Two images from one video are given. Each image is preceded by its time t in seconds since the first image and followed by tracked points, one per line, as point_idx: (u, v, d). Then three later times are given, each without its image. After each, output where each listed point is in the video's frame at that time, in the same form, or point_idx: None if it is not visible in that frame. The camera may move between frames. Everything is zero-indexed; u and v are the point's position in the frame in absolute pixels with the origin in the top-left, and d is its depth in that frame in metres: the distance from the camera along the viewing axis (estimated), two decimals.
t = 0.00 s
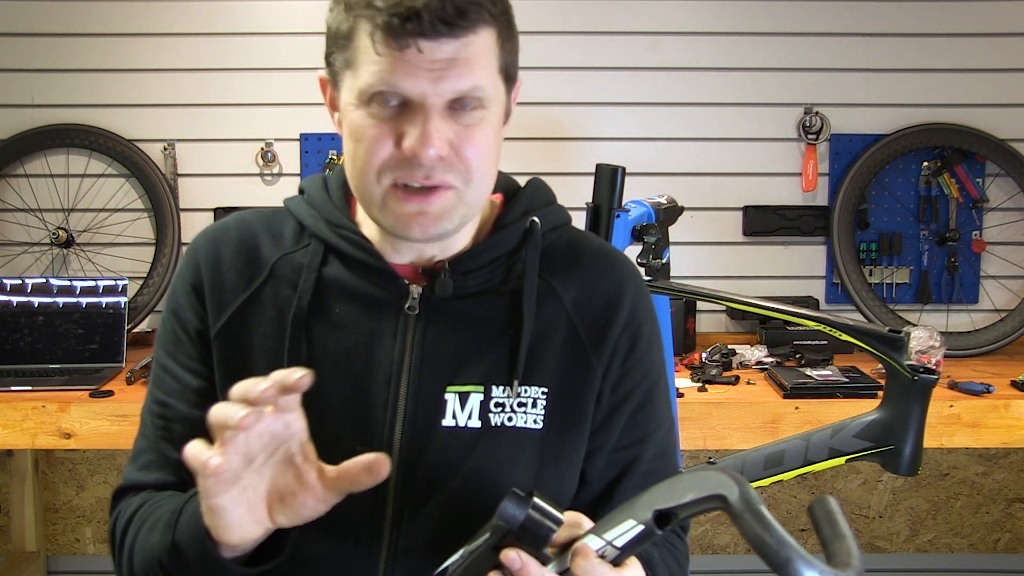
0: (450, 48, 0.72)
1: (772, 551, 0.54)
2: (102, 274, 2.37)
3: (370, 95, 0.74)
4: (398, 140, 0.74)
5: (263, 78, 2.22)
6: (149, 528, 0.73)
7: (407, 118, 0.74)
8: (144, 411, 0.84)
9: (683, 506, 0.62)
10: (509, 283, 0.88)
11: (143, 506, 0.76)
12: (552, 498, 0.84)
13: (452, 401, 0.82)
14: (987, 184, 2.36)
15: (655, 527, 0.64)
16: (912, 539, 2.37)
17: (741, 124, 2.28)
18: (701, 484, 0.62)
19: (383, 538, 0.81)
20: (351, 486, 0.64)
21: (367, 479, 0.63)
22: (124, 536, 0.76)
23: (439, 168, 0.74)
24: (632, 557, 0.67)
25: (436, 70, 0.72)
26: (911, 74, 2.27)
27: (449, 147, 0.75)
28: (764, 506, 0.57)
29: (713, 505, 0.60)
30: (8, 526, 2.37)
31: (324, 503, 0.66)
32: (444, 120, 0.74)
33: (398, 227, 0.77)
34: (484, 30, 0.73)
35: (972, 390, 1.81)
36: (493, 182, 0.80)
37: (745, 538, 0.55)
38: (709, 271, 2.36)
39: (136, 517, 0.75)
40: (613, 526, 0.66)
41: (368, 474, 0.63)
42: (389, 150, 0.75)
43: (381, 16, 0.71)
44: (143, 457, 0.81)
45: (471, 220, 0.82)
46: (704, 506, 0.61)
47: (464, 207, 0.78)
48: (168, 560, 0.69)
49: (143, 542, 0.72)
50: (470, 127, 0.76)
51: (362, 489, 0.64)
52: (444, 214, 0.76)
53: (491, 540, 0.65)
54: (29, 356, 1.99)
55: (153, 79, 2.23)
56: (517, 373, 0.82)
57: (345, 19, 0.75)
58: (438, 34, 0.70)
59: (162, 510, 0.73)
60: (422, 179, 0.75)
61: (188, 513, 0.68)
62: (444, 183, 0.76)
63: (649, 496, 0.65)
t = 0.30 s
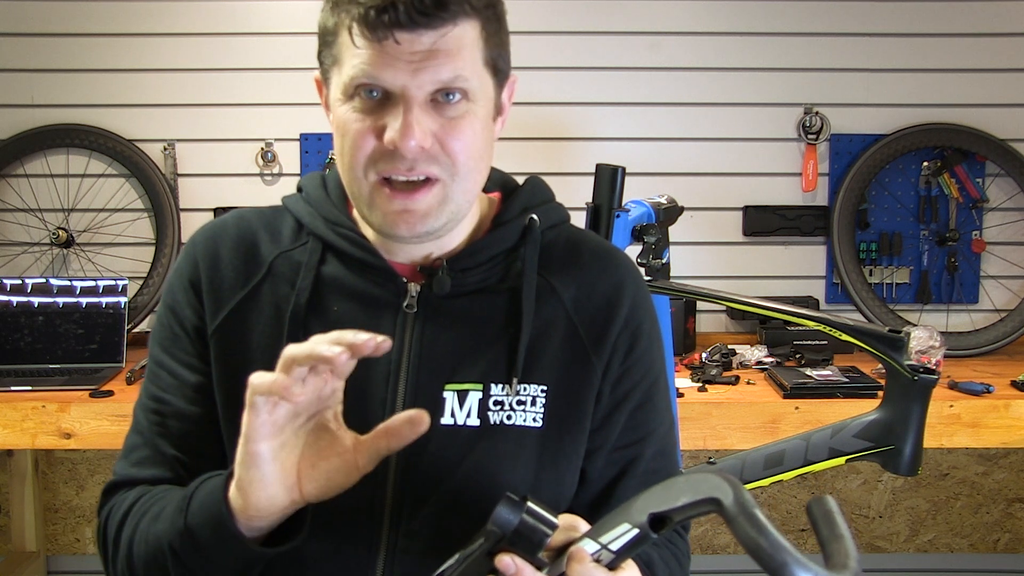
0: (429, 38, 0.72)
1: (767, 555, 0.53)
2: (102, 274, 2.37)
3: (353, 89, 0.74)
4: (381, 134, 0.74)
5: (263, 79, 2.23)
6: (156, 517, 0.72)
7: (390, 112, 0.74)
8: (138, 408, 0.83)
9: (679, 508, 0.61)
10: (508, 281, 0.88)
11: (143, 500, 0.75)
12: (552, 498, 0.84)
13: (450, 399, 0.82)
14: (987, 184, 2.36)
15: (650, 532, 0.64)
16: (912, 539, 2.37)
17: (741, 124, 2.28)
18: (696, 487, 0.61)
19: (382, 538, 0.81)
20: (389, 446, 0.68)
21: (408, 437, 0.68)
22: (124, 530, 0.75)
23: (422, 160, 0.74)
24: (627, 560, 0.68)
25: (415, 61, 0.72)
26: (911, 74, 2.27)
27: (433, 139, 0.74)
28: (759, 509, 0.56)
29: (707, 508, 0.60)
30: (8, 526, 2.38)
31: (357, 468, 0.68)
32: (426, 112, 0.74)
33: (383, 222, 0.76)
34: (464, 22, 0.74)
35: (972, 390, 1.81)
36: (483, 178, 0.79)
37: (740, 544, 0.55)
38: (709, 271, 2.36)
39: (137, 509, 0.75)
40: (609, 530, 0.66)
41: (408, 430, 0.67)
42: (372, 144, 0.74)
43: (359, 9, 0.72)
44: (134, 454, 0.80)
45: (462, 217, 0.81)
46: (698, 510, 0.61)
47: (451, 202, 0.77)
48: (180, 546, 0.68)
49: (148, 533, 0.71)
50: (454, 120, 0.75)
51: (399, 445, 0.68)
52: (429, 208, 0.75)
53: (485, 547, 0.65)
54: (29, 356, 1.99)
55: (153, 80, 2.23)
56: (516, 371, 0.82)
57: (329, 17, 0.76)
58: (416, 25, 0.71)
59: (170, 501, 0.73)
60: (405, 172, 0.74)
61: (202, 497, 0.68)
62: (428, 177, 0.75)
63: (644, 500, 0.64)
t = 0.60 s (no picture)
0: (426, 36, 0.72)
1: (779, 551, 0.53)
2: (102, 274, 2.37)
3: (351, 88, 0.74)
4: (378, 131, 0.74)
5: (263, 78, 2.23)
6: (135, 520, 0.73)
7: (388, 110, 0.74)
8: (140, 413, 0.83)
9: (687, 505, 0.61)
10: (508, 282, 0.87)
11: (132, 503, 0.77)
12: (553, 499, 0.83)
13: (452, 401, 0.82)
14: (987, 184, 2.36)
15: (660, 528, 0.64)
16: (911, 539, 2.37)
17: (742, 124, 2.28)
18: (706, 484, 0.61)
19: (383, 541, 0.81)
20: (304, 488, 0.62)
21: (320, 485, 0.61)
22: (116, 535, 0.76)
23: (419, 158, 0.74)
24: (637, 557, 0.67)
25: (411, 58, 0.72)
26: (911, 74, 2.27)
27: (430, 136, 0.74)
28: (771, 506, 0.57)
29: (718, 504, 0.59)
30: (9, 526, 2.37)
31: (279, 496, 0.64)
32: (423, 111, 0.74)
33: (381, 221, 0.76)
34: (462, 20, 0.74)
35: (972, 390, 1.82)
36: (481, 176, 0.79)
37: (752, 539, 0.55)
38: (709, 271, 2.36)
39: (126, 513, 0.76)
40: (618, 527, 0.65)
41: (321, 478, 0.61)
42: (370, 142, 0.74)
43: (356, 7, 0.72)
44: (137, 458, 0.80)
45: (460, 217, 0.81)
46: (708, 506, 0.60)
47: (448, 200, 0.77)
48: (149, 550, 0.69)
49: (130, 537, 0.72)
50: (452, 117, 0.75)
51: (310, 488, 0.62)
52: (427, 206, 0.75)
53: (494, 543, 0.65)
54: (29, 356, 1.99)
55: (153, 80, 2.23)
56: (517, 373, 0.82)
57: (327, 16, 0.76)
58: (412, 23, 0.71)
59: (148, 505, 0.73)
60: (402, 169, 0.74)
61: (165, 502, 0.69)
62: (426, 175, 0.75)
63: (654, 496, 0.64)
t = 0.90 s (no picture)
0: (427, 35, 0.72)
1: (780, 562, 0.53)
2: (102, 274, 2.37)
3: (351, 86, 0.75)
4: (378, 129, 0.74)
5: (263, 78, 2.23)
6: (139, 526, 0.73)
7: (388, 108, 0.74)
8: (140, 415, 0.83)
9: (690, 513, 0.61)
10: (509, 283, 0.87)
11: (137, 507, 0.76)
12: (552, 501, 0.83)
13: (451, 403, 0.82)
14: (987, 184, 2.36)
15: (660, 537, 0.64)
16: (912, 540, 2.37)
17: (741, 124, 2.28)
18: (707, 494, 0.61)
19: (383, 543, 0.81)
20: (313, 504, 0.61)
21: (329, 500, 0.61)
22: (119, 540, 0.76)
23: (419, 156, 0.74)
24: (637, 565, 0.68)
25: (411, 55, 0.72)
26: (911, 74, 2.27)
27: (430, 135, 0.74)
28: (773, 517, 0.56)
29: (720, 514, 0.59)
30: (8, 526, 2.37)
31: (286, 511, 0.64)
32: (423, 109, 0.74)
33: (380, 219, 0.76)
34: (462, 19, 0.74)
35: (972, 390, 1.81)
36: (482, 175, 0.79)
37: (753, 548, 0.55)
38: (709, 271, 2.36)
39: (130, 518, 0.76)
40: (618, 534, 0.66)
41: (330, 495, 0.60)
42: (370, 140, 0.74)
43: (357, 7, 0.72)
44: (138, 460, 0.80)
45: (461, 216, 0.80)
46: (710, 516, 0.60)
47: (448, 199, 0.76)
48: (152, 558, 0.69)
49: (132, 543, 0.72)
50: (452, 115, 0.75)
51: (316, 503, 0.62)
52: (426, 204, 0.75)
53: (495, 550, 0.65)
54: (29, 356, 1.99)
55: (153, 79, 2.23)
56: (517, 376, 0.82)
57: (328, 15, 0.76)
58: (413, 22, 0.71)
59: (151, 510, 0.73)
60: (402, 168, 0.74)
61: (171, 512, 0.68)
62: (426, 173, 0.75)
63: (654, 505, 0.64)
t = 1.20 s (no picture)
0: (433, 39, 0.72)
1: (770, 567, 0.53)
2: (102, 274, 2.37)
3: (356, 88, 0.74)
4: (382, 132, 0.74)
5: (263, 78, 2.22)
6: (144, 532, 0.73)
7: (393, 111, 0.74)
8: (141, 415, 0.84)
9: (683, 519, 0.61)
10: (509, 285, 0.87)
11: (140, 511, 0.76)
12: (552, 503, 0.83)
13: (451, 406, 0.82)
14: (987, 184, 2.36)
15: (653, 540, 0.63)
16: (912, 539, 2.37)
17: (741, 124, 2.28)
18: (699, 498, 0.61)
19: (381, 545, 0.81)
20: (328, 508, 0.63)
21: (343, 504, 0.62)
22: (124, 539, 0.76)
23: (424, 159, 0.74)
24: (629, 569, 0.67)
25: (417, 59, 0.72)
26: (911, 74, 2.27)
27: (435, 138, 0.74)
28: (765, 523, 0.56)
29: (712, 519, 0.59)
30: (8, 526, 2.37)
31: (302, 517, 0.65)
32: (428, 112, 0.74)
33: (384, 222, 0.76)
34: (468, 22, 0.73)
35: (972, 390, 1.82)
36: (485, 178, 0.79)
37: (742, 552, 0.54)
38: (709, 271, 2.36)
39: (136, 519, 0.76)
40: (609, 538, 0.65)
41: (345, 498, 0.62)
42: (374, 143, 0.74)
43: (362, 10, 0.72)
44: (139, 460, 0.81)
45: (463, 219, 0.81)
46: (703, 520, 0.60)
47: (452, 202, 0.77)
48: (161, 566, 0.69)
49: (138, 547, 0.72)
50: (457, 119, 0.75)
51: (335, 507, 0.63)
52: (430, 208, 0.75)
53: (485, 551, 0.65)
54: (29, 356, 1.99)
55: (153, 79, 2.23)
56: (517, 378, 0.82)
57: (331, 17, 0.76)
58: (419, 26, 0.71)
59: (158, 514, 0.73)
60: (407, 171, 0.74)
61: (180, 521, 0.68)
62: (431, 177, 0.75)
63: (647, 509, 0.64)
